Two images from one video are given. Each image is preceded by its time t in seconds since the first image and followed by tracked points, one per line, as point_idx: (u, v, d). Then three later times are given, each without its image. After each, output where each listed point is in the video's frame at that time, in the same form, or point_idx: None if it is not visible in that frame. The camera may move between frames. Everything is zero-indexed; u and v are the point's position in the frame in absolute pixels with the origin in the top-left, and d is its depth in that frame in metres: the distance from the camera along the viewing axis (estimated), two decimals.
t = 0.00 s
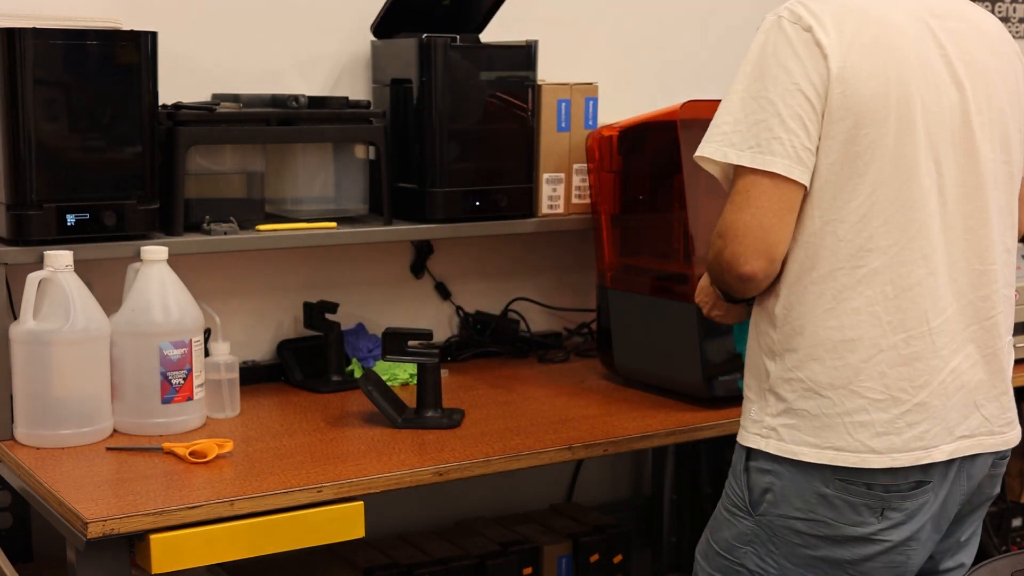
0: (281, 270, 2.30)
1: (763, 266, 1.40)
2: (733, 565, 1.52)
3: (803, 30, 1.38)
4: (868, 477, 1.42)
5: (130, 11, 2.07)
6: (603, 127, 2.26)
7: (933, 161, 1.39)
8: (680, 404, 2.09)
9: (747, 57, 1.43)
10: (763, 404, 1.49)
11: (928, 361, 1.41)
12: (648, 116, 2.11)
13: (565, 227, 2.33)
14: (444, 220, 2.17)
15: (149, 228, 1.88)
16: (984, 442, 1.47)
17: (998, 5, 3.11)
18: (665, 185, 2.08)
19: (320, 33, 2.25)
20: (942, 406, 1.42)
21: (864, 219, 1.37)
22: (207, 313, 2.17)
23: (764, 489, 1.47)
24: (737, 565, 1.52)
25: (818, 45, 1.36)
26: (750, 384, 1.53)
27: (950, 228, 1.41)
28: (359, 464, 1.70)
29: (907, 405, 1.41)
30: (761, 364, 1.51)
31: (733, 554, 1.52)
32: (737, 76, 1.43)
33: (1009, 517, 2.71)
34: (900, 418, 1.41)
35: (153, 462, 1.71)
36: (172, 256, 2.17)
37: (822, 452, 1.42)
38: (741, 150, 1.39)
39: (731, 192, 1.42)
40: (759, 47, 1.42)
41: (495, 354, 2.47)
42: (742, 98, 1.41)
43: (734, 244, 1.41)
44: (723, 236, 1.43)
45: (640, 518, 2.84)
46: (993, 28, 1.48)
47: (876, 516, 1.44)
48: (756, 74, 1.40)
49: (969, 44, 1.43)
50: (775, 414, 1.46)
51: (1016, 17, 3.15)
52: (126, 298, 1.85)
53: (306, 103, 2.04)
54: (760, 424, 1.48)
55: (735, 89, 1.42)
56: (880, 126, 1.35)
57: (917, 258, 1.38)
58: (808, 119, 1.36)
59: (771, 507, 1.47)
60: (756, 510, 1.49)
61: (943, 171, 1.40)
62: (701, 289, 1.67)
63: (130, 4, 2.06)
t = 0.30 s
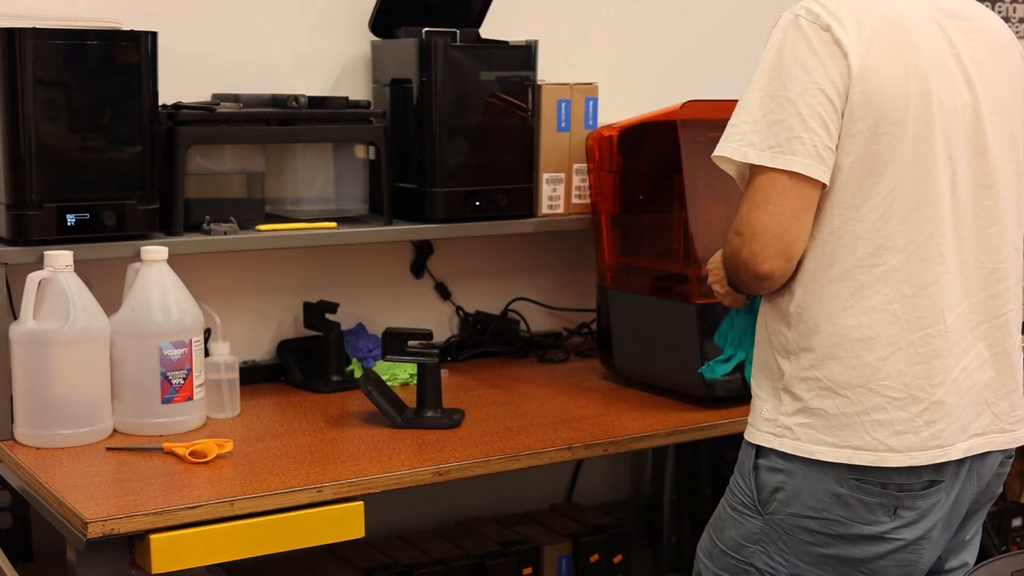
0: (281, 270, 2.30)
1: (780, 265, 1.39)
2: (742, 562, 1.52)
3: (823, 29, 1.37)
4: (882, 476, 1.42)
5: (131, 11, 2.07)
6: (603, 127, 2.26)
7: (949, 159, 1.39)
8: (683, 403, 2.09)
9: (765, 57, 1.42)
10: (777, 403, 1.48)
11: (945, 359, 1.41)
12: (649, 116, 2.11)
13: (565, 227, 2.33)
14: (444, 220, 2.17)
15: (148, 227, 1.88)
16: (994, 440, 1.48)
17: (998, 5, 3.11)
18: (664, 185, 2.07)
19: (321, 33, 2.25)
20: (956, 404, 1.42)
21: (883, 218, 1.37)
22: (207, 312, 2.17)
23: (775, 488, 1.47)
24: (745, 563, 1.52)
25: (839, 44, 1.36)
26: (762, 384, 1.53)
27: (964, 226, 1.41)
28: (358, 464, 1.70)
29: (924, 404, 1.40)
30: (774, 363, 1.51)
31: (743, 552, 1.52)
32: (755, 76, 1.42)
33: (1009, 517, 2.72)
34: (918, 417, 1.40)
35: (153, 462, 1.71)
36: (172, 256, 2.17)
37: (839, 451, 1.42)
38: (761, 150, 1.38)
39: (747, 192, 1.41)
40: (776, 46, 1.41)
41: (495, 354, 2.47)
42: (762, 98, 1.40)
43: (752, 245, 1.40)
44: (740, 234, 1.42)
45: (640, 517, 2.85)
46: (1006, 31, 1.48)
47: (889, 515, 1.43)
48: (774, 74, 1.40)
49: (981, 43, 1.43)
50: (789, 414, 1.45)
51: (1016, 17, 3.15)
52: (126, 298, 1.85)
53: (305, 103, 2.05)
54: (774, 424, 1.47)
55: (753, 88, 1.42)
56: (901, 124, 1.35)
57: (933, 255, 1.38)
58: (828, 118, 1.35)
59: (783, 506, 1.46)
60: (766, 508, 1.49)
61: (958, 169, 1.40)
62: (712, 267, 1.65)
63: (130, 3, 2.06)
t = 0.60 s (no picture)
0: (280, 270, 2.30)
1: (782, 261, 1.38)
2: (743, 564, 1.52)
3: (826, 25, 1.36)
4: (884, 476, 1.42)
5: (131, 11, 2.06)
6: (603, 127, 2.26)
7: (952, 159, 1.39)
8: (682, 404, 2.09)
9: (767, 49, 1.41)
10: (778, 404, 1.48)
11: (946, 360, 1.40)
12: (649, 116, 2.10)
13: (565, 227, 2.33)
14: (444, 220, 2.17)
15: (149, 227, 1.88)
16: (997, 437, 1.47)
17: (998, 5, 3.11)
18: (665, 184, 2.08)
19: (321, 33, 2.25)
20: (959, 404, 1.42)
21: (887, 219, 1.36)
22: (207, 313, 2.17)
23: (776, 489, 1.47)
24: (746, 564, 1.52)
25: (842, 40, 1.35)
26: (760, 384, 1.52)
27: (966, 226, 1.41)
28: (358, 464, 1.70)
29: (927, 404, 1.40)
30: (775, 363, 1.50)
31: (744, 554, 1.51)
32: (757, 69, 1.41)
33: (1009, 517, 2.73)
34: (921, 417, 1.40)
35: (153, 462, 1.71)
36: (172, 256, 2.17)
37: (842, 453, 1.42)
38: (763, 144, 1.37)
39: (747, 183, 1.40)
40: (779, 39, 1.40)
41: (495, 353, 2.47)
42: (763, 92, 1.39)
43: (753, 237, 1.38)
44: (741, 228, 1.40)
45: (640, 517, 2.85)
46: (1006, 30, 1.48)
47: (891, 515, 1.43)
48: (776, 67, 1.39)
49: (981, 43, 1.43)
50: (791, 414, 1.45)
51: (1016, 17, 3.15)
52: (126, 298, 1.85)
53: (305, 103, 2.05)
54: (775, 424, 1.47)
55: (755, 81, 1.40)
56: (903, 124, 1.35)
57: (934, 255, 1.38)
58: (830, 115, 1.35)
59: (784, 507, 1.46)
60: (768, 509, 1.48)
61: (961, 168, 1.39)
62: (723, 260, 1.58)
63: (130, 3, 2.06)
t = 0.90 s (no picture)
0: (280, 270, 2.30)
1: (759, 260, 1.38)
2: None
3: (808, 21, 1.35)
4: (893, 480, 1.40)
5: (130, 11, 2.07)
6: (603, 127, 2.25)
7: (943, 155, 1.37)
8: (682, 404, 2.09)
9: (750, 46, 1.40)
10: (779, 411, 1.45)
11: (945, 358, 1.40)
12: (648, 116, 2.11)
13: (565, 227, 2.33)
14: (444, 220, 2.18)
15: (149, 228, 1.89)
16: (993, 437, 1.47)
17: (998, 5, 3.11)
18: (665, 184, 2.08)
19: (320, 33, 2.25)
20: (958, 403, 1.41)
21: (880, 216, 1.35)
22: (207, 312, 2.17)
23: (786, 500, 1.45)
24: None
25: (825, 36, 1.34)
26: (758, 391, 1.50)
27: (961, 223, 1.40)
28: (359, 464, 1.71)
29: (928, 404, 1.39)
30: (770, 369, 1.48)
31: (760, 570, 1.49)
32: (739, 67, 1.40)
33: (1008, 517, 2.73)
34: (923, 418, 1.39)
35: (153, 462, 1.71)
36: (172, 257, 2.17)
37: (845, 457, 1.40)
38: (742, 143, 1.37)
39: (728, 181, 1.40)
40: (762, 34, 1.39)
41: (494, 353, 2.47)
42: (745, 89, 1.39)
43: (730, 236, 1.39)
44: (719, 227, 1.41)
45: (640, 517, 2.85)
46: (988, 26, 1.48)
47: (902, 522, 1.42)
48: (758, 64, 1.38)
49: (967, 40, 1.42)
50: (793, 421, 1.43)
51: (1015, 17, 3.15)
52: (126, 298, 1.85)
53: (306, 103, 2.05)
54: (777, 432, 1.45)
55: (738, 78, 1.40)
56: (892, 121, 1.34)
57: (932, 252, 1.37)
58: (812, 111, 1.34)
59: (796, 518, 1.44)
60: (778, 522, 1.47)
61: (952, 167, 1.39)
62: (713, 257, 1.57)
63: (130, 3, 2.06)
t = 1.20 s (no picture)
0: (280, 269, 2.30)
1: (744, 268, 1.37)
2: None
3: (788, 20, 1.34)
4: (897, 487, 1.39)
5: (129, 11, 2.07)
6: (603, 127, 2.23)
7: (935, 151, 1.36)
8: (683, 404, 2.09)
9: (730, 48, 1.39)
10: (775, 417, 1.44)
11: (943, 359, 1.38)
12: (649, 116, 2.12)
13: (565, 227, 2.33)
14: (444, 220, 2.17)
15: (149, 228, 1.88)
16: (995, 438, 1.46)
17: (998, 5, 3.11)
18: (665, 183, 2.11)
19: (320, 34, 2.25)
20: (957, 404, 1.40)
21: (870, 216, 1.34)
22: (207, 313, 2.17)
23: (789, 510, 1.44)
24: None
25: (806, 34, 1.33)
26: (754, 398, 1.48)
27: (956, 220, 1.40)
28: (359, 464, 1.71)
29: (927, 406, 1.38)
30: (765, 375, 1.46)
31: None
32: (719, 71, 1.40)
33: (1009, 517, 2.73)
34: (922, 420, 1.38)
35: (153, 462, 1.71)
36: (172, 257, 2.18)
37: (843, 463, 1.39)
38: (726, 148, 1.36)
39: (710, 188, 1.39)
40: (741, 35, 1.38)
41: (494, 353, 2.47)
42: (726, 93, 1.38)
43: (714, 245, 1.38)
44: (703, 235, 1.40)
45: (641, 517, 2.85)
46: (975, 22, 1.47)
47: (907, 530, 1.41)
48: (738, 67, 1.37)
49: (956, 37, 1.41)
50: (790, 427, 1.42)
51: (1015, 17, 3.15)
52: (126, 298, 1.85)
53: (306, 103, 2.05)
54: (774, 439, 1.43)
55: (719, 81, 1.39)
56: (878, 120, 1.33)
57: (927, 251, 1.36)
58: (793, 115, 1.33)
59: (800, 529, 1.43)
60: (782, 532, 1.46)
61: (946, 165, 1.37)
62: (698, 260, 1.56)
63: (130, 3, 2.06)
